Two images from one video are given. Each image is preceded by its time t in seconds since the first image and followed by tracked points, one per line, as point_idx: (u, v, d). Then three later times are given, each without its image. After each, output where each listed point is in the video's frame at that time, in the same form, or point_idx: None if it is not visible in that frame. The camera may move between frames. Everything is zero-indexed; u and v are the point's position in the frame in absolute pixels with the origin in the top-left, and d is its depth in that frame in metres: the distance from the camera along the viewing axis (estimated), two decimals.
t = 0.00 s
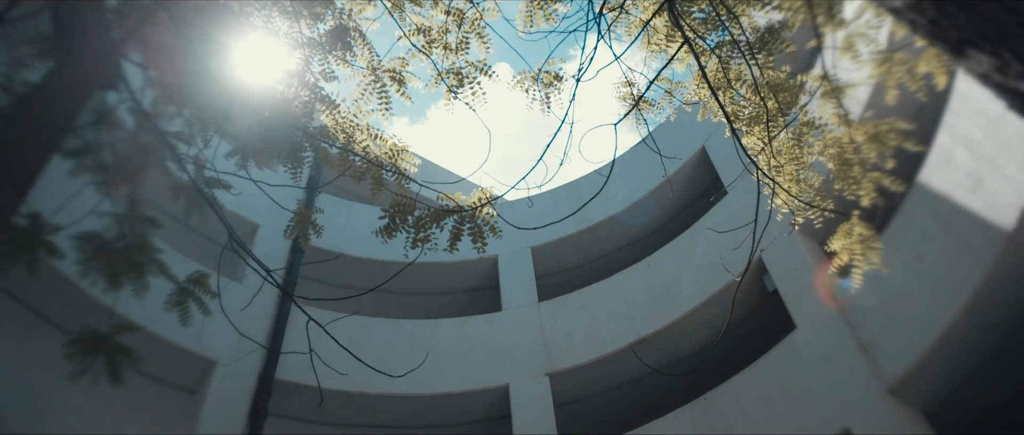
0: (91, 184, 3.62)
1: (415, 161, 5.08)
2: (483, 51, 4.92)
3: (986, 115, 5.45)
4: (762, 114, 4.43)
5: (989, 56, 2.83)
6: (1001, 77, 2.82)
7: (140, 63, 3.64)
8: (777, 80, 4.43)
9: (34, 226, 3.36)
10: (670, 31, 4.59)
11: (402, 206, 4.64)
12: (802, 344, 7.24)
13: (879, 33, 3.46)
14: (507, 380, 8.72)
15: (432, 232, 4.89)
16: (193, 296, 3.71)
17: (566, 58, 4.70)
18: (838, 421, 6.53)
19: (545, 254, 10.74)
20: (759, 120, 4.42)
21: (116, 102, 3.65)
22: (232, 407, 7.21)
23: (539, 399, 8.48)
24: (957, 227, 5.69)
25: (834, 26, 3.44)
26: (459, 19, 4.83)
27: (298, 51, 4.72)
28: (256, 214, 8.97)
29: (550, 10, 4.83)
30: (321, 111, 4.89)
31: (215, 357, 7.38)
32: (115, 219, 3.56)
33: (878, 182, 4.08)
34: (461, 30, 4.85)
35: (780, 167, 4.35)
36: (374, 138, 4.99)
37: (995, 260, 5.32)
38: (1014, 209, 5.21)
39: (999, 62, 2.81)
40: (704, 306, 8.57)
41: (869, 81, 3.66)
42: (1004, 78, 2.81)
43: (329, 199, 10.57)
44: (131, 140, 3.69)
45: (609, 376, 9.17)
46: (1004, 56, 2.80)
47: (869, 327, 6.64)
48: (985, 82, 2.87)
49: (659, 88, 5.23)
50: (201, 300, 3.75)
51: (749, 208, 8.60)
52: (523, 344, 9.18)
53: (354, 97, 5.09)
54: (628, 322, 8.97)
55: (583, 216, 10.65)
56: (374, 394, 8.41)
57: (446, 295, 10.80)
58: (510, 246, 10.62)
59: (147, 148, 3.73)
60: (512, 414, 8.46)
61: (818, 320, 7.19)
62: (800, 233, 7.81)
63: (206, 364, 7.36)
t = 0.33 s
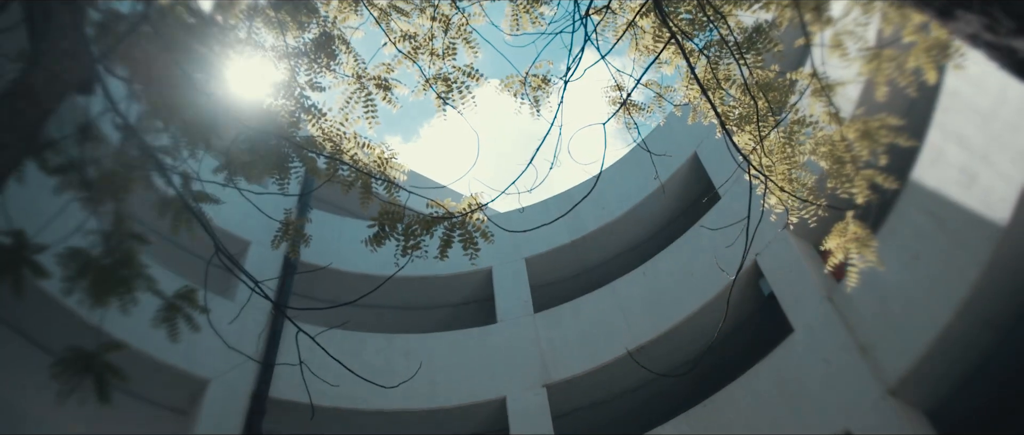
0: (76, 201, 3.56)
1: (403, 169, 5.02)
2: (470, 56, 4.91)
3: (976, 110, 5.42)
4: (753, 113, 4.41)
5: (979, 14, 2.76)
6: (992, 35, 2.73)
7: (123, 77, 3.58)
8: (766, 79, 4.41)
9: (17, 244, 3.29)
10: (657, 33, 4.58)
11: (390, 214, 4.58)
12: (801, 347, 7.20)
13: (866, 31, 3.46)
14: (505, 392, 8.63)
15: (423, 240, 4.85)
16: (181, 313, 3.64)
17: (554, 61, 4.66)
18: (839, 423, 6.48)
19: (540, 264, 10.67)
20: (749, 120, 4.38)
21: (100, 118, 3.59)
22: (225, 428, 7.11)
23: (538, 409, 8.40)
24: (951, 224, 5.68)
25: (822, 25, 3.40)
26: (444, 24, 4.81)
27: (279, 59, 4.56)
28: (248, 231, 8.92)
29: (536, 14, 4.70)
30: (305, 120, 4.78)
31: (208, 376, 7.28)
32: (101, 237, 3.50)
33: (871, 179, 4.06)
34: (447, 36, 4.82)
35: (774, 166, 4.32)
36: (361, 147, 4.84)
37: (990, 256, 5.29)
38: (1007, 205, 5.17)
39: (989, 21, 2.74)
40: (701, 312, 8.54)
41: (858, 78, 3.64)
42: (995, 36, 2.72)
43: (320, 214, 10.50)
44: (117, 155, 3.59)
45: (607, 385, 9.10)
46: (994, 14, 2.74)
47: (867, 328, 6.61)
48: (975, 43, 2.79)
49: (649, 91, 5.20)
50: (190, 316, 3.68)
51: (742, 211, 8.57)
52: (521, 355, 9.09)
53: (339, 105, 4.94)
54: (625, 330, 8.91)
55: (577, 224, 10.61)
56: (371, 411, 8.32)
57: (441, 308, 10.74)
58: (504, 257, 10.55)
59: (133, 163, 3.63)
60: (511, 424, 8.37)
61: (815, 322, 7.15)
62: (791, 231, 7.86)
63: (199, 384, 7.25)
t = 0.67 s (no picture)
0: (66, 220, 3.52)
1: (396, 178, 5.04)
2: (462, 63, 4.93)
3: (970, 108, 5.41)
4: (747, 115, 4.37)
5: None
6: None
7: (112, 95, 3.53)
8: (759, 81, 4.39)
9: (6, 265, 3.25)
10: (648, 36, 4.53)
11: (383, 224, 4.53)
12: (804, 353, 7.14)
13: (859, 30, 3.36)
14: (506, 407, 8.53)
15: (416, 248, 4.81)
16: (174, 332, 3.58)
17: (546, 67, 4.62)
18: (845, 428, 6.42)
19: (539, 276, 10.61)
20: (743, 122, 4.35)
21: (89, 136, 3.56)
22: None
23: (539, 423, 8.31)
24: (950, 222, 5.65)
25: (813, 25, 3.37)
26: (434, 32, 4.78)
27: (268, 73, 4.47)
28: (243, 251, 8.88)
29: (526, 19, 4.58)
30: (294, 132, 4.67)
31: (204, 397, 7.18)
32: (92, 256, 3.46)
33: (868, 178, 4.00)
34: (438, 45, 4.81)
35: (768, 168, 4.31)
36: (352, 158, 4.86)
37: (990, 253, 5.26)
38: (1006, 201, 5.15)
39: None
40: (701, 320, 8.48)
41: (851, 77, 3.61)
42: None
43: (317, 234, 10.39)
44: (109, 172, 3.56)
45: (610, 396, 9.01)
46: None
47: (869, 331, 6.56)
48: None
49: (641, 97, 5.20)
50: (183, 335, 3.62)
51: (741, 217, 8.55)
52: (522, 368, 9.00)
53: (328, 116, 4.89)
54: (626, 340, 8.84)
55: (574, 236, 10.57)
56: (370, 428, 8.21)
57: (440, 324, 10.67)
58: (502, 271, 10.49)
59: (125, 180, 3.59)
60: None
61: (817, 327, 7.11)
62: (788, 236, 7.86)
63: (196, 405, 7.16)
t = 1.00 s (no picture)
0: (59, 238, 3.49)
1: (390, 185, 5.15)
2: (454, 68, 4.95)
3: (969, 101, 5.38)
4: (743, 114, 4.34)
5: None
6: None
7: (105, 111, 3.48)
8: (754, 80, 4.38)
9: None
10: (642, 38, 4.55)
11: (377, 231, 4.49)
12: (810, 356, 7.07)
13: (854, 27, 3.35)
14: (511, 420, 8.44)
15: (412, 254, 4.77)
16: (171, 348, 3.52)
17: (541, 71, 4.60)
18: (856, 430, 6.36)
19: (541, 287, 10.53)
20: (740, 121, 4.32)
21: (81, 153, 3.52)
22: None
23: None
24: (952, 218, 5.61)
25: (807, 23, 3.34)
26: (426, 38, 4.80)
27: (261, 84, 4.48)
28: (242, 269, 8.84)
29: (518, 22, 4.61)
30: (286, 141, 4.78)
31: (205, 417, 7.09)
32: (85, 274, 3.40)
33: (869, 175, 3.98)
34: (430, 51, 4.83)
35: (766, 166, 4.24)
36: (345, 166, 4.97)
37: (994, 248, 5.19)
38: (1007, 193, 5.12)
39: None
40: (705, 326, 8.41)
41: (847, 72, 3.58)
42: None
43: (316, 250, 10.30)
44: (102, 188, 3.50)
45: (616, 406, 8.92)
46: None
47: (875, 331, 6.49)
48: None
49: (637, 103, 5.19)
50: (179, 351, 3.56)
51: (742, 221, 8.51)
52: (525, 379, 8.91)
53: (321, 126, 4.96)
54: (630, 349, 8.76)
55: (575, 246, 10.52)
56: None
57: (443, 338, 10.59)
58: (503, 283, 10.41)
59: (118, 195, 3.54)
60: None
61: (823, 329, 7.04)
62: (789, 238, 7.81)
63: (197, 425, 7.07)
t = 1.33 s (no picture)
0: (55, 252, 3.45)
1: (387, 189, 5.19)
2: (449, 70, 4.99)
3: (970, 90, 5.34)
4: (741, 109, 4.32)
5: None
6: None
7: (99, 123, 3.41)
8: (751, 74, 4.35)
9: None
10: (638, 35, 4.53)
11: (374, 234, 4.55)
12: (819, 354, 7.00)
13: (850, 18, 3.33)
14: (519, 428, 8.35)
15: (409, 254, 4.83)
16: (170, 361, 3.48)
17: (536, 70, 4.61)
18: (868, 427, 6.30)
19: (545, 294, 10.47)
20: (738, 115, 4.30)
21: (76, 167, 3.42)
22: None
23: None
24: (957, 209, 5.57)
25: (804, 16, 3.33)
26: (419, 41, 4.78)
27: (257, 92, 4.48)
28: (246, 283, 8.80)
29: (512, 22, 4.59)
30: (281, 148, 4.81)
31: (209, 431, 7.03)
32: (84, 289, 3.33)
33: (870, 166, 4.00)
34: (424, 52, 4.81)
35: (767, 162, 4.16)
36: (340, 171, 4.99)
37: (1002, 237, 5.16)
38: (1013, 181, 5.07)
39: None
40: (711, 327, 8.33)
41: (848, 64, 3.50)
42: None
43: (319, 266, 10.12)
44: (98, 202, 3.43)
45: (624, 411, 8.85)
46: None
47: (884, 327, 6.42)
48: None
49: (636, 102, 5.20)
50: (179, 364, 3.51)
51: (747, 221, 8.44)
52: (533, 386, 8.82)
53: (316, 132, 4.94)
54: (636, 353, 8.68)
55: (578, 252, 10.46)
56: None
57: (449, 349, 10.53)
58: (507, 291, 10.32)
59: (116, 208, 3.47)
60: None
61: (830, 327, 6.97)
62: (793, 236, 7.74)
63: None
